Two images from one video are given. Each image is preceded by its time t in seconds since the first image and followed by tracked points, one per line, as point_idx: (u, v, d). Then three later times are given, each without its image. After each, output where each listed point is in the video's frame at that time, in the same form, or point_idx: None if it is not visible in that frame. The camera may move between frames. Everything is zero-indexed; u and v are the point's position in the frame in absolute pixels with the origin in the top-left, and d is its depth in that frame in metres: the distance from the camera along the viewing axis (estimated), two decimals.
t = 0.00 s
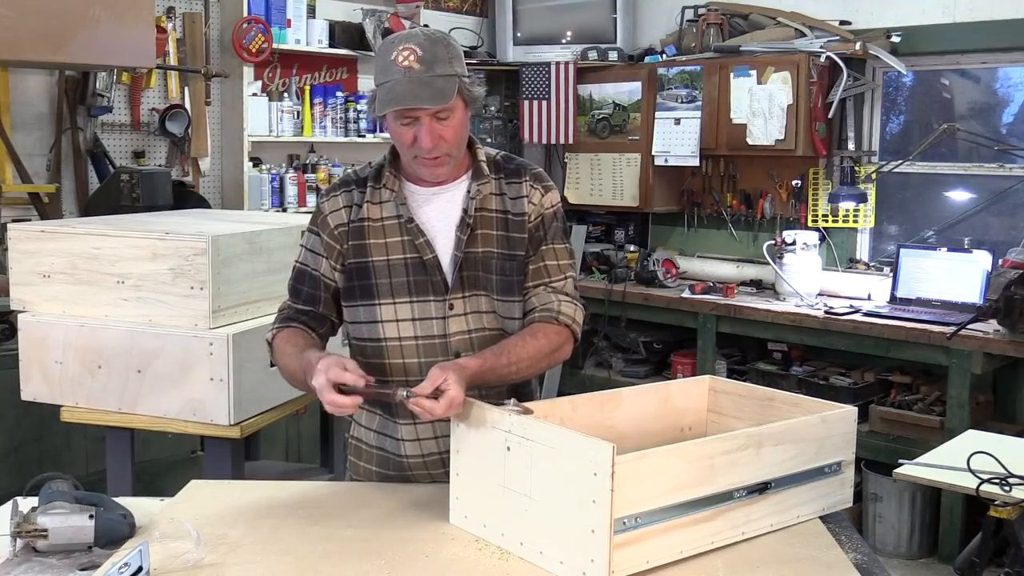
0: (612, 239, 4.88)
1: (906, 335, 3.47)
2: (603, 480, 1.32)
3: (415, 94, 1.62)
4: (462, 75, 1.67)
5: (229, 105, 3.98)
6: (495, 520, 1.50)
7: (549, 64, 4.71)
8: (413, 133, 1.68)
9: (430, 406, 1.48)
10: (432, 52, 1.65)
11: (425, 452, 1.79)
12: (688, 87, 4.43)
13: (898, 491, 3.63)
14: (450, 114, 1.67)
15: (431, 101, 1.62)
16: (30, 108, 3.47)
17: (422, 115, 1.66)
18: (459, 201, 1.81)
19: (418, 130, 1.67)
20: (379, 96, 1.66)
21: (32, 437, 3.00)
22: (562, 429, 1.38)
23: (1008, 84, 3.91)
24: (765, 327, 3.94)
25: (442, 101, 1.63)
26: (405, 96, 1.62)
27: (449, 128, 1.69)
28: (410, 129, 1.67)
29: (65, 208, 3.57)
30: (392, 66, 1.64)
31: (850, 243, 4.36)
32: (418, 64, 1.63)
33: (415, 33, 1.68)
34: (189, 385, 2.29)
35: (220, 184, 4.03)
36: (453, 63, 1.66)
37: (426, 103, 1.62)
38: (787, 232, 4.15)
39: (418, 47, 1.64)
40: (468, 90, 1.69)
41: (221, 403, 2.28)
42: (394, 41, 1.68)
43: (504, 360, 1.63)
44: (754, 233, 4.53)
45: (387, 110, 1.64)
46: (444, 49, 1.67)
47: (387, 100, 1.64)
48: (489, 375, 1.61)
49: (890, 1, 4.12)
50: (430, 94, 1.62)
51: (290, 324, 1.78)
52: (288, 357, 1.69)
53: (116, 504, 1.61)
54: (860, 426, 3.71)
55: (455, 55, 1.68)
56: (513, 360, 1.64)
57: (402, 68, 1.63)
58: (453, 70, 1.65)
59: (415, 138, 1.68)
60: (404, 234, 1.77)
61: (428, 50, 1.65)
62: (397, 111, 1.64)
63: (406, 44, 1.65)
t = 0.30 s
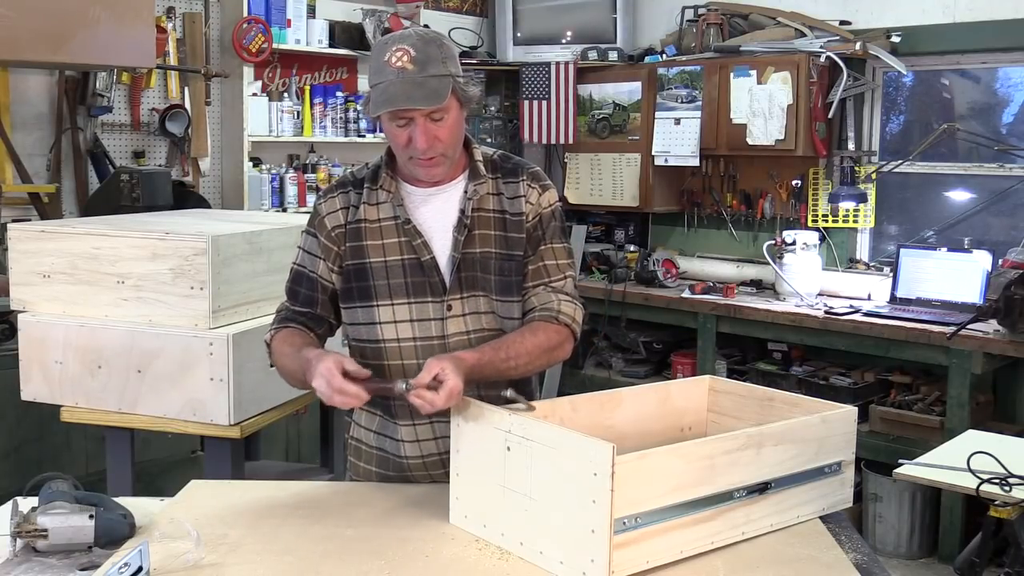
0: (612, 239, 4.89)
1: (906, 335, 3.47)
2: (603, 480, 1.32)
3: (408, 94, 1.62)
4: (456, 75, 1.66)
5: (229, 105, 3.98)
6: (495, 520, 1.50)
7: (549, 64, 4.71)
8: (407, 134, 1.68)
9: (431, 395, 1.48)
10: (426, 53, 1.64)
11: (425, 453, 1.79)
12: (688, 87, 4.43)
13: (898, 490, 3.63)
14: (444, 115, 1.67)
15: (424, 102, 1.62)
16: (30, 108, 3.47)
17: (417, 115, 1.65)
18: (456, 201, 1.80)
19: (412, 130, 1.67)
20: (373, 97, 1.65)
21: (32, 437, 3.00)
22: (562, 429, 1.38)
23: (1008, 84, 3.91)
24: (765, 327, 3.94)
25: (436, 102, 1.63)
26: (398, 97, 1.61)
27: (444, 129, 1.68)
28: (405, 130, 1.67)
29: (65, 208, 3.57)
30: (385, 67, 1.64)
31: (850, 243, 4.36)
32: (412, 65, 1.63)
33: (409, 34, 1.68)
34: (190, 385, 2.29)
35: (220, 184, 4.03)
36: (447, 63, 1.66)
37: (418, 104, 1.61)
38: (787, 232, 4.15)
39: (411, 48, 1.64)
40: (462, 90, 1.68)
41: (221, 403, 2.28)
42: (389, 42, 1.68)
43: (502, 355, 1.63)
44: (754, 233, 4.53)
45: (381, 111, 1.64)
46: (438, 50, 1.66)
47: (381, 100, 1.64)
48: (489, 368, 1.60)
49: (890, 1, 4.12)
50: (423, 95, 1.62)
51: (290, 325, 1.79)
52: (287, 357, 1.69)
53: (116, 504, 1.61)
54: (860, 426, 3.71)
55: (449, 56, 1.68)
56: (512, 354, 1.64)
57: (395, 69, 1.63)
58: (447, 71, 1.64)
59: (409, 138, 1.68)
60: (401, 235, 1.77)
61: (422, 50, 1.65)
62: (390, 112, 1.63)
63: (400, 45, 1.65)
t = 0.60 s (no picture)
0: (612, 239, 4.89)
1: (906, 335, 3.47)
2: (603, 480, 1.32)
3: (393, 86, 1.62)
4: (442, 68, 1.66)
5: (229, 105, 3.98)
6: (495, 520, 1.50)
7: (549, 64, 4.71)
8: (396, 129, 1.67)
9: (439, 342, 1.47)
10: (410, 46, 1.65)
11: (424, 453, 1.79)
12: (688, 87, 4.43)
13: (898, 490, 3.63)
14: (431, 107, 1.67)
15: (409, 93, 1.62)
16: (30, 107, 3.47)
17: (404, 108, 1.65)
18: (451, 199, 1.81)
19: (400, 124, 1.67)
20: (360, 94, 1.66)
21: (32, 437, 3.00)
22: (562, 429, 1.38)
23: (1008, 84, 3.91)
24: (765, 327, 3.94)
25: (421, 92, 1.62)
26: (383, 89, 1.61)
27: (432, 122, 1.68)
28: (393, 125, 1.67)
29: (65, 208, 3.57)
30: (370, 63, 1.65)
31: (850, 243, 4.36)
32: (396, 58, 1.63)
33: (393, 32, 1.69)
34: (189, 385, 2.29)
35: (220, 184, 4.02)
36: (431, 57, 1.66)
37: (404, 94, 1.61)
38: (787, 232, 4.15)
39: (395, 43, 1.65)
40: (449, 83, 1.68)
41: (221, 403, 2.27)
42: (373, 40, 1.69)
43: (520, 329, 1.63)
44: (754, 232, 4.53)
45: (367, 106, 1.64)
46: (422, 44, 1.67)
47: (366, 95, 1.64)
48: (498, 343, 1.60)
49: (890, 1, 4.12)
50: (407, 85, 1.62)
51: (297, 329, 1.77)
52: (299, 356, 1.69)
53: (116, 504, 1.61)
54: (860, 426, 3.71)
55: (433, 50, 1.68)
56: (528, 331, 1.64)
57: (379, 63, 1.64)
58: (432, 63, 1.65)
59: (398, 133, 1.67)
60: (398, 235, 1.77)
61: (405, 45, 1.65)
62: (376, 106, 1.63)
63: (383, 41, 1.66)
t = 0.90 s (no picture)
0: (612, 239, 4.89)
1: (906, 335, 3.47)
2: (604, 480, 1.32)
3: (382, 80, 1.63)
4: (432, 64, 1.67)
5: (229, 104, 3.97)
6: (495, 520, 1.50)
7: (549, 64, 4.71)
8: (388, 126, 1.68)
9: (424, 318, 1.46)
10: (400, 42, 1.66)
11: (424, 452, 1.79)
12: (688, 87, 4.43)
13: (898, 490, 3.63)
14: (422, 102, 1.67)
15: (398, 87, 1.62)
16: (29, 107, 3.47)
17: (394, 104, 1.65)
18: (448, 198, 1.81)
19: (392, 121, 1.67)
20: (351, 91, 1.67)
21: (31, 437, 3.00)
22: (562, 429, 1.38)
23: (1008, 84, 3.91)
24: (765, 327, 3.94)
25: (411, 87, 1.63)
26: (372, 85, 1.62)
27: (424, 117, 1.68)
28: (385, 121, 1.68)
29: (65, 208, 3.57)
30: (361, 59, 1.66)
31: (850, 243, 4.36)
32: (385, 54, 1.64)
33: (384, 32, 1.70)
34: (189, 385, 2.29)
35: (220, 183, 4.02)
36: (421, 52, 1.67)
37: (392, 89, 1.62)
38: (787, 232, 4.15)
39: (385, 39, 1.66)
40: (440, 79, 1.69)
41: (221, 403, 2.27)
42: (364, 38, 1.70)
43: (518, 318, 1.62)
44: (754, 233, 4.53)
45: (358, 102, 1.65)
46: (412, 41, 1.68)
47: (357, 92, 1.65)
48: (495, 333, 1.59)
49: (891, 1, 4.12)
50: (396, 79, 1.62)
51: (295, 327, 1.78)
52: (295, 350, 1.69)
53: (116, 504, 1.61)
54: (860, 426, 3.71)
55: (424, 46, 1.68)
56: (526, 319, 1.63)
57: (369, 59, 1.65)
58: (421, 59, 1.65)
59: (390, 129, 1.68)
60: (394, 235, 1.77)
61: (395, 41, 1.66)
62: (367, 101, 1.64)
63: (374, 38, 1.67)
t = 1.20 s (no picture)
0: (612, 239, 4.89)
1: (906, 335, 3.47)
2: (604, 480, 1.32)
3: (374, 76, 1.63)
4: (426, 61, 1.67)
5: (229, 104, 3.98)
6: (495, 520, 1.50)
7: (549, 64, 4.71)
8: (382, 123, 1.69)
9: (406, 310, 1.46)
10: (393, 39, 1.67)
11: (423, 451, 1.79)
12: (688, 87, 4.43)
13: (899, 490, 3.63)
14: (415, 98, 1.67)
15: (390, 82, 1.63)
16: (29, 108, 3.47)
17: (388, 100, 1.66)
18: (444, 198, 1.81)
19: (385, 117, 1.68)
20: (346, 90, 1.68)
21: (32, 437, 3.00)
22: (561, 429, 1.38)
23: (1008, 84, 3.91)
24: (765, 327, 3.94)
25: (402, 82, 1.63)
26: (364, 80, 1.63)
27: (418, 113, 1.68)
28: (379, 118, 1.68)
29: (65, 208, 3.57)
30: (355, 57, 1.67)
31: (850, 243, 4.36)
32: (378, 51, 1.65)
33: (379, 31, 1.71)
34: (190, 385, 2.29)
35: (220, 184, 4.02)
36: (415, 49, 1.67)
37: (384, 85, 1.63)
38: (787, 232, 4.15)
39: (378, 36, 1.67)
40: (435, 76, 1.69)
41: (221, 403, 2.27)
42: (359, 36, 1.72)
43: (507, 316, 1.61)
44: (754, 232, 4.53)
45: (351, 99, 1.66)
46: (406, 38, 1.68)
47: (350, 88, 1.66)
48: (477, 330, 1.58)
49: (891, 1, 4.12)
50: (387, 74, 1.63)
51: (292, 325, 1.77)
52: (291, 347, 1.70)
53: (116, 504, 1.61)
54: (860, 426, 3.71)
55: (418, 43, 1.69)
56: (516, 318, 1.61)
57: (363, 56, 1.66)
58: (415, 55, 1.66)
59: (383, 127, 1.68)
60: (392, 234, 1.78)
61: (389, 38, 1.67)
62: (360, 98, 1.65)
63: (368, 36, 1.69)
